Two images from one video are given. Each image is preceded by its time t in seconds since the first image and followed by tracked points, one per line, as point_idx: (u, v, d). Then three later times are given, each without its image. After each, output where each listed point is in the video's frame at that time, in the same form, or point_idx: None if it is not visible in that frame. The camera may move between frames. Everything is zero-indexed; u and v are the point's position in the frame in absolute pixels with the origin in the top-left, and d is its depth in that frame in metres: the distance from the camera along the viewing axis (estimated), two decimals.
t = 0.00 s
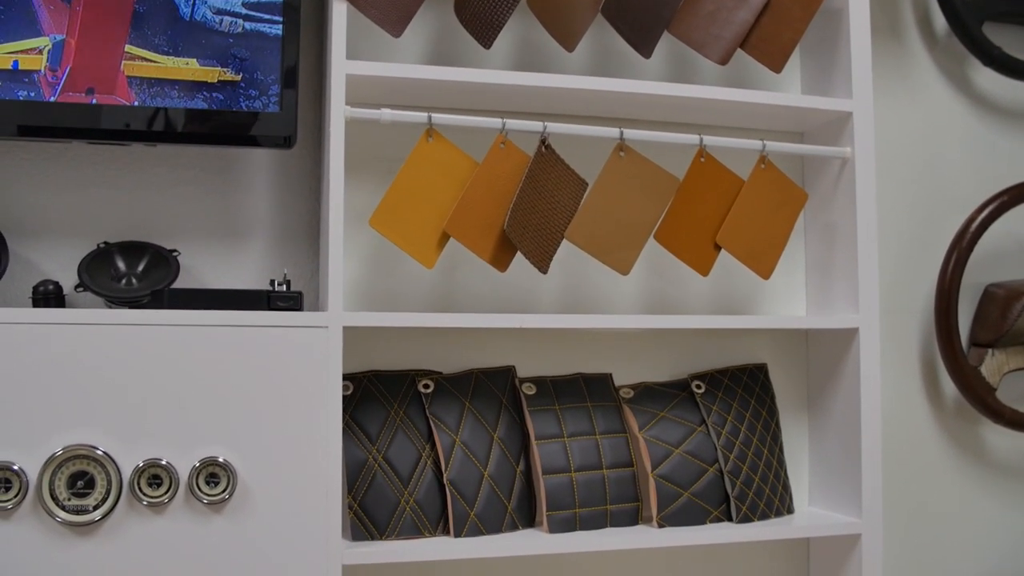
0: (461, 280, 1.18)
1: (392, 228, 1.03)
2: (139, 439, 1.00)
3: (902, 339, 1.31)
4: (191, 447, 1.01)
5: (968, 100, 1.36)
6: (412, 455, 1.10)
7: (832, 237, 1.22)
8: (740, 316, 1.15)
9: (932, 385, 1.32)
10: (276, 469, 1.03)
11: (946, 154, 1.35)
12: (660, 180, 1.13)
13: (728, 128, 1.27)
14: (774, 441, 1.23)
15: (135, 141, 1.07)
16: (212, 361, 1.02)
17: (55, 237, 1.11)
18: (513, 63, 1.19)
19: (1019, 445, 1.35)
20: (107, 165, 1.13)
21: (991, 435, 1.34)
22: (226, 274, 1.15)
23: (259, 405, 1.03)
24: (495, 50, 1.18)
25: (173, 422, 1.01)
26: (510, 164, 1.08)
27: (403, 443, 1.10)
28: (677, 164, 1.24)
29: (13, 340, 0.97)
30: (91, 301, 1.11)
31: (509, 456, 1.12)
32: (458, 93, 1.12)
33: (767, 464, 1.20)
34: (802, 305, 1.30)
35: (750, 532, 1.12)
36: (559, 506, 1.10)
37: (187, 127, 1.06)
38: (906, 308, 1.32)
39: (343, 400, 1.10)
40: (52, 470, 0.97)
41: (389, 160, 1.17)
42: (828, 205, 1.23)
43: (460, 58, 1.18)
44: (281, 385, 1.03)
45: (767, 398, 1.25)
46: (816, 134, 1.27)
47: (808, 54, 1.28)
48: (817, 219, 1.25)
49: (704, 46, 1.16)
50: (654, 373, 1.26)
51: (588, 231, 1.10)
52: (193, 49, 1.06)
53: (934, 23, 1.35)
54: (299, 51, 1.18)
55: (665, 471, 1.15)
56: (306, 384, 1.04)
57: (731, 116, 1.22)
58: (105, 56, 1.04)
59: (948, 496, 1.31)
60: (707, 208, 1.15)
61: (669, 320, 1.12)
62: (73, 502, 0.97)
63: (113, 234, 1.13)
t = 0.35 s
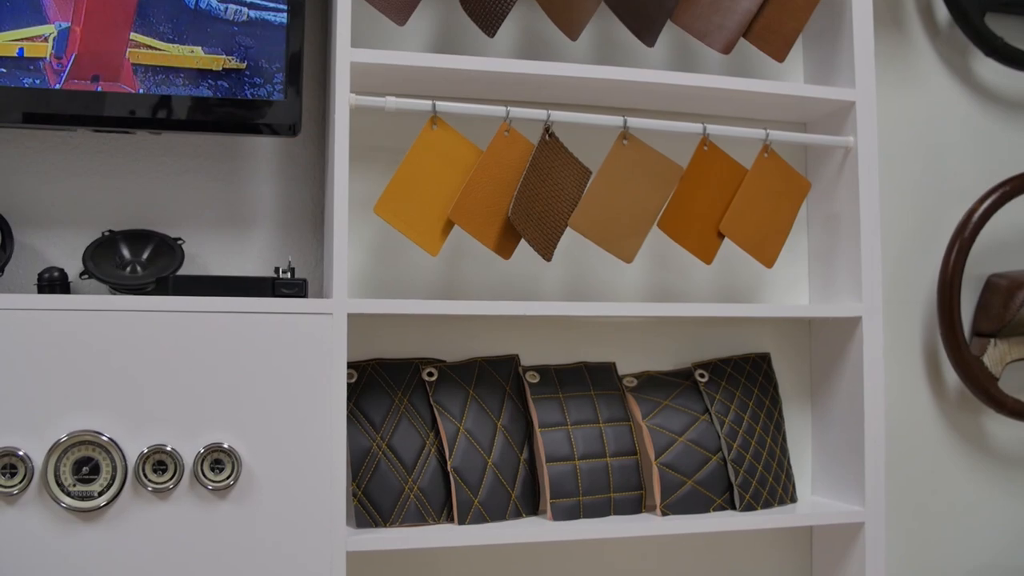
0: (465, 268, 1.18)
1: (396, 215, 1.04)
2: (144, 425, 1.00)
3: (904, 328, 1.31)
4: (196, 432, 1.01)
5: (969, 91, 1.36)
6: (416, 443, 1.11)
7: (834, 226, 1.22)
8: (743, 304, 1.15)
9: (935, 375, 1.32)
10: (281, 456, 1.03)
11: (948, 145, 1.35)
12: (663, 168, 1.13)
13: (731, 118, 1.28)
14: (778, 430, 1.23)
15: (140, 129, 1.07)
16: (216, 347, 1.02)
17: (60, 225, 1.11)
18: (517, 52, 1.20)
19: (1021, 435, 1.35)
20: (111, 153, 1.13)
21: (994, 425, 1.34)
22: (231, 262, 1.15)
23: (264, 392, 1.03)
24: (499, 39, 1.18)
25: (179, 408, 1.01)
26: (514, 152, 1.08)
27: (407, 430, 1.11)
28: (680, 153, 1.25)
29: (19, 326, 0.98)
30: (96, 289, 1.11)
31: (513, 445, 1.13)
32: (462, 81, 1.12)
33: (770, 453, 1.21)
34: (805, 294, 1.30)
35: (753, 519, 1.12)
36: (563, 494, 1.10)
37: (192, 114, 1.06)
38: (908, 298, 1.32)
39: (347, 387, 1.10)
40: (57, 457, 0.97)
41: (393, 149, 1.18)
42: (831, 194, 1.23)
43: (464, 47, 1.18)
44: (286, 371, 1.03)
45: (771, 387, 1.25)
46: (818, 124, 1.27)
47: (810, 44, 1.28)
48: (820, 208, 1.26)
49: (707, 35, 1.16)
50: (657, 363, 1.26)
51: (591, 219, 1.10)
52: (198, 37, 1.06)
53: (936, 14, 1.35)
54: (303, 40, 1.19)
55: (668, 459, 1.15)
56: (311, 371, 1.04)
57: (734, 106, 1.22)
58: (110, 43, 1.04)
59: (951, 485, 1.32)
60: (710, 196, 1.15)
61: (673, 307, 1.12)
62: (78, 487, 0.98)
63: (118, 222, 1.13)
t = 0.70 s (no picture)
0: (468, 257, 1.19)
1: (400, 203, 1.04)
2: (147, 412, 1.00)
3: (906, 318, 1.31)
4: (199, 420, 1.01)
5: (971, 82, 1.37)
6: (419, 431, 1.11)
7: (837, 216, 1.23)
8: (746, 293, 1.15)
9: (937, 365, 1.32)
10: (284, 443, 1.03)
11: (950, 136, 1.35)
12: (666, 157, 1.13)
13: (733, 108, 1.28)
14: (780, 420, 1.23)
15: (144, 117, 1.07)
16: (220, 334, 1.02)
17: (64, 214, 1.12)
18: (520, 42, 1.20)
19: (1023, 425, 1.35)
20: (115, 142, 1.14)
21: (996, 415, 1.34)
22: (234, 251, 1.16)
23: (268, 379, 1.03)
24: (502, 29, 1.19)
25: (182, 395, 1.01)
26: (517, 141, 1.08)
27: (411, 419, 1.11)
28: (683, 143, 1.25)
29: (22, 313, 0.98)
30: (99, 278, 1.11)
31: (516, 434, 1.13)
32: (465, 70, 1.13)
33: (773, 443, 1.21)
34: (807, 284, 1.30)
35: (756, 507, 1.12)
36: (566, 482, 1.10)
37: (196, 102, 1.06)
38: (911, 288, 1.32)
39: (351, 375, 1.10)
40: (61, 444, 0.98)
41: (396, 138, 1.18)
42: (834, 184, 1.23)
43: (467, 37, 1.18)
44: (290, 359, 1.04)
45: (773, 377, 1.25)
46: (821, 114, 1.27)
47: (813, 34, 1.29)
48: (822, 198, 1.26)
49: (710, 26, 1.17)
50: (659, 352, 1.26)
51: (594, 208, 1.11)
52: (202, 25, 1.06)
53: (938, 5, 1.35)
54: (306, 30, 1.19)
55: (671, 448, 1.15)
56: (315, 359, 1.04)
57: (737, 96, 1.23)
58: (115, 32, 1.05)
59: (953, 475, 1.32)
60: (713, 185, 1.15)
61: (676, 296, 1.12)
62: (82, 474, 0.98)
63: (121, 211, 1.13)
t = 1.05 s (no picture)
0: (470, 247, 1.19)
1: (403, 191, 1.04)
2: (151, 399, 1.01)
3: (908, 309, 1.31)
4: (202, 407, 1.01)
5: (973, 73, 1.37)
6: (422, 420, 1.11)
7: (839, 207, 1.23)
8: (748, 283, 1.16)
9: (939, 356, 1.32)
10: (287, 430, 1.03)
11: (952, 127, 1.35)
12: (667, 147, 1.14)
13: (735, 99, 1.28)
14: (782, 410, 1.23)
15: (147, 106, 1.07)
16: (223, 322, 1.02)
17: (67, 203, 1.12)
18: (523, 32, 1.20)
19: None
20: (119, 131, 1.14)
21: (998, 407, 1.34)
22: (237, 240, 1.16)
23: (271, 367, 1.03)
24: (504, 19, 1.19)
25: (185, 382, 1.01)
26: (519, 130, 1.08)
27: (413, 408, 1.11)
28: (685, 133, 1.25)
29: (26, 300, 0.98)
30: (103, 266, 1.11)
31: (519, 423, 1.13)
32: (468, 59, 1.13)
33: (774, 432, 1.21)
34: (809, 274, 1.30)
35: (758, 496, 1.12)
36: (568, 471, 1.10)
37: (200, 90, 1.06)
38: (913, 279, 1.32)
39: (354, 364, 1.10)
40: (64, 431, 0.98)
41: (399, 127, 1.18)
42: (835, 174, 1.23)
43: (469, 26, 1.18)
44: (292, 347, 1.04)
45: (775, 367, 1.25)
46: (823, 105, 1.27)
47: (815, 25, 1.29)
48: (824, 188, 1.26)
49: (712, 16, 1.17)
50: (661, 343, 1.26)
51: (596, 197, 1.11)
52: (205, 14, 1.07)
53: None
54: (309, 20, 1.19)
55: (673, 438, 1.15)
56: (318, 347, 1.04)
57: (739, 86, 1.23)
58: (118, 20, 1.05)
59: (955, 466, 1.32)
60: (715, 175, 1.16)
61: (678, 285, 1.12)
62: (86, 461, 0.98)
63: (124, 200, 1.13)
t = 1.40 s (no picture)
0: (472, 237, 1.19)
1: (405, 180, 1.04)
2: (153, 388, 1.01)
3: (910, 300, 1.31)
4: (205, 395, 1.02)
5: (975, 65, 1.37)
6: (424, 409, 1.11)
7: (841, 197, 1.23)
8: (751, 272, 1.16)
9: (941, 348, 1.32)
10: (290, 418, 1.03)
11: (954, 118, 1.35)
12: (670, 136, 1.14)
13: (737, 89, 1.28)
14: (784, 400, 1.23)
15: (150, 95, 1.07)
16: (226, 310, 1.02)
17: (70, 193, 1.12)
18: (525, 23, 1.21)
19: None
20: (121, 121, 1.14)
21: (999, 398, 1.34)
22: (240, 230, 1.16)
23: (274, 355, 1.03)
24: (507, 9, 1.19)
25: (188, 370, 1.01)
26: (521, 119, 1.09)
27: (415, 397, 1.11)
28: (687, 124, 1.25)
29: (29, 288, 0.98)
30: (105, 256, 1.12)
31: (521, 412, 1.13)
32: (471, 49, 1.13)
33: (776, 422, 1.21)
34: (811, 265, 1.31)
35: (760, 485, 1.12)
36: (570, 460, 1.10)
37: (203, 79, 1.07)
38: (915, 270, 1.32)
39: (356, 353, 1.10)
40: (68, 418, 0.98)
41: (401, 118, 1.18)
42: (837, 164, 1.23)
43: (472, 17, 1.19)
44: (295, 335, 1.04)
45: (777, 358, 1.25)
46: (824, 96, 1.27)
47: (817, 16, 1.29)
48: (825, 179, 1.26)
49: (713, 6, 1.17)
50: (663, 333, 1.26)
51: (598, 186, 1.11)
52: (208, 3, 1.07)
53: None
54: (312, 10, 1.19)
55: (675, 427, 1.15)
56: (320, 336, 1.04)
57: (741, 77, 1.23)
58: (121, 9, 1.05)
59: (956, 457, 1.32)
60: (717, 165, 1.16)
61: (680, 274, 1.12)
62: (88, 449, 0.98)
63: (127, 190, 1.14)
